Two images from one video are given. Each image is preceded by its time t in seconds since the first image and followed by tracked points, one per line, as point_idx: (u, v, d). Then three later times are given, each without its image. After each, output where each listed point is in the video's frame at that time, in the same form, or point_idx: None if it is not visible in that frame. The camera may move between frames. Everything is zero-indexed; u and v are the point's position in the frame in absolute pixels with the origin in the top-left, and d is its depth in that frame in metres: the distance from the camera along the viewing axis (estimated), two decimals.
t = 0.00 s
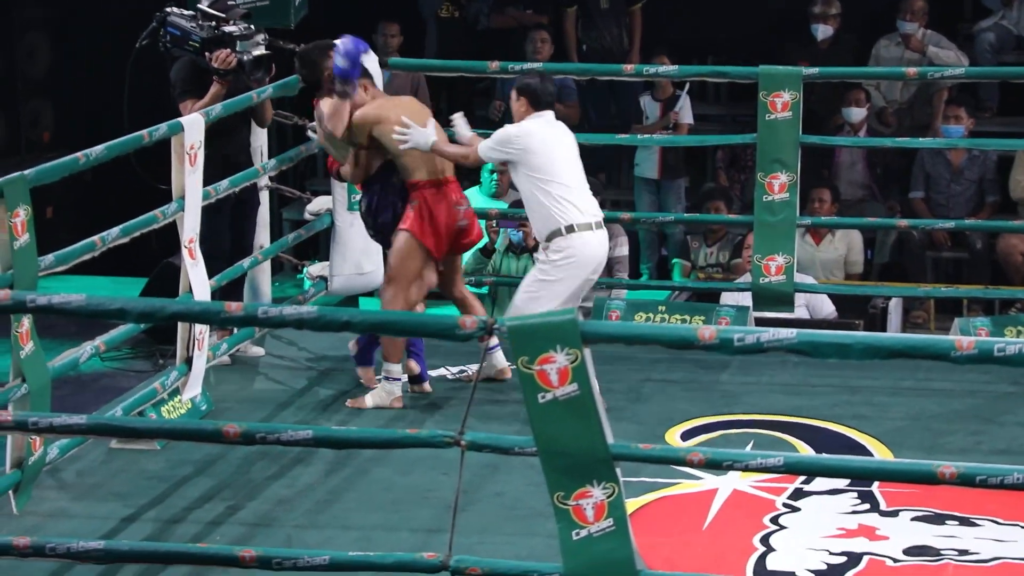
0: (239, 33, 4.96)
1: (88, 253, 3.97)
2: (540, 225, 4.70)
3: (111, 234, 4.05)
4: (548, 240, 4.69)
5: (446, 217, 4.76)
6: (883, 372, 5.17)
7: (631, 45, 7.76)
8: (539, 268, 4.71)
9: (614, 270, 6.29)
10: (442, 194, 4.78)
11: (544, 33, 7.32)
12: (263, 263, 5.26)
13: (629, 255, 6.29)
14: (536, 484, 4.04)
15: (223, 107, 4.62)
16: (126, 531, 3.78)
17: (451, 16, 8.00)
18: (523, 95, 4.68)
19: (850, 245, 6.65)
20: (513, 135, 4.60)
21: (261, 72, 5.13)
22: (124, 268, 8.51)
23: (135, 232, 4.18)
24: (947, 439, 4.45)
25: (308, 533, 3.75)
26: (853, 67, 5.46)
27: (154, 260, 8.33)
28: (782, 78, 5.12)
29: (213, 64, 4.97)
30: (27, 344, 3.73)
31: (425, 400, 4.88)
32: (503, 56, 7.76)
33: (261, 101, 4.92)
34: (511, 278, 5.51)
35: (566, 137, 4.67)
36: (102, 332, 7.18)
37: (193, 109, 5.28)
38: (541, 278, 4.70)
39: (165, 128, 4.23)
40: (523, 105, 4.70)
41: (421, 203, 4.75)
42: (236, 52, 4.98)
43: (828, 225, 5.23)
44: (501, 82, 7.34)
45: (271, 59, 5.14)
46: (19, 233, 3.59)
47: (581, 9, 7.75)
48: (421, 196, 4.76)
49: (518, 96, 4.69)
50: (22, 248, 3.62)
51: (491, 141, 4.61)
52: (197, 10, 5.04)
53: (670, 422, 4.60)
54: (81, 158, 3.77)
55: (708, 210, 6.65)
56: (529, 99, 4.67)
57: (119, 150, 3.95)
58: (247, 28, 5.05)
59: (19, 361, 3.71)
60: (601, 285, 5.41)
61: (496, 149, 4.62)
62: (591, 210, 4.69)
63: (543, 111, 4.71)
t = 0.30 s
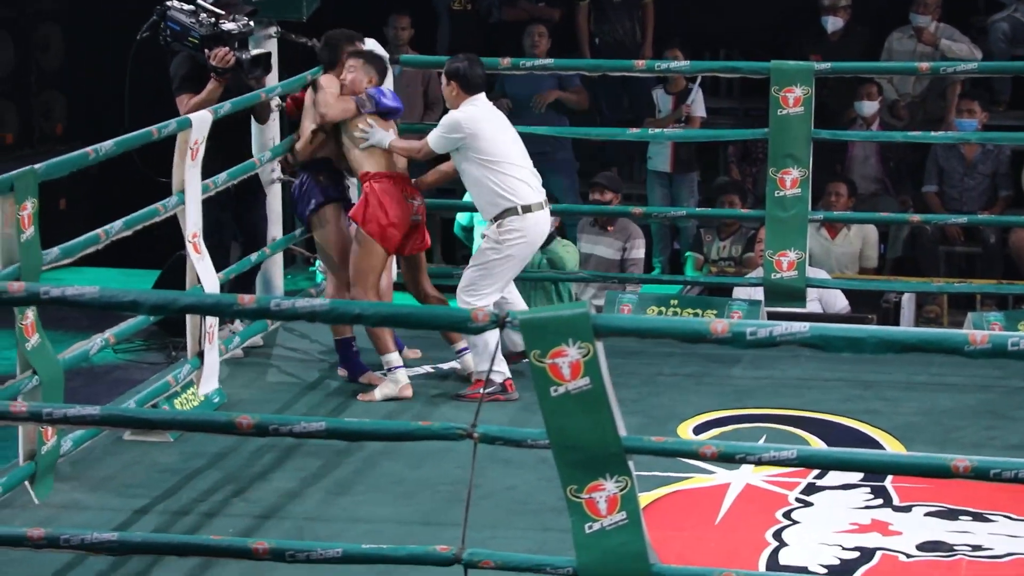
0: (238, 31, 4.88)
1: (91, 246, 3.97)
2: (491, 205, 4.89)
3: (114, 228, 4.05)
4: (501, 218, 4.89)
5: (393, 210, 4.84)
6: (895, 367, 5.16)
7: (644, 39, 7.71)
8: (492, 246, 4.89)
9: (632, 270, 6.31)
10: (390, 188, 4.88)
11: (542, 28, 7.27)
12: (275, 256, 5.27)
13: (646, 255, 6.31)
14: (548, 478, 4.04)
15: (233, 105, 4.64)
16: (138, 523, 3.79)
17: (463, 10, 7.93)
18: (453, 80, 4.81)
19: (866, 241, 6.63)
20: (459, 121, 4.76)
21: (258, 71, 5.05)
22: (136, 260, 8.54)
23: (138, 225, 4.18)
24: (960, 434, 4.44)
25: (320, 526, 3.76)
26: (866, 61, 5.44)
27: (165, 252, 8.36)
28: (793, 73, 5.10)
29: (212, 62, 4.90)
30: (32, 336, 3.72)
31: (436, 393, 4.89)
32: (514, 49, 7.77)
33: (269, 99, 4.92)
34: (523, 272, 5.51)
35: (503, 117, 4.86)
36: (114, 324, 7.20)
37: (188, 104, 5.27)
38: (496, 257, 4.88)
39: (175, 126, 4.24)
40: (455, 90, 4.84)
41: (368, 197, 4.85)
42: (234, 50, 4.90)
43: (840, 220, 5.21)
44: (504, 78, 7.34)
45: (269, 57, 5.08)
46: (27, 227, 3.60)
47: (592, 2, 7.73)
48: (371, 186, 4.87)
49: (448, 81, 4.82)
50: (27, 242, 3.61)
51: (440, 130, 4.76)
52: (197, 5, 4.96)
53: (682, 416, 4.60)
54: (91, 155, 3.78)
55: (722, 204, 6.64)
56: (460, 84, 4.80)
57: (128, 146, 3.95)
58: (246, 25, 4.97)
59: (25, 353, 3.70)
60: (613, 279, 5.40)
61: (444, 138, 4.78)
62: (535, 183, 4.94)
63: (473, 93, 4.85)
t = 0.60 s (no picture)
0: (273, 33, 4.94)
1: (140, 243, 4.00)
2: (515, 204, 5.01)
3: (163, 225, 4.08)
4: (525, 214, 5.01)
5: (410, 201, 4.95)
6: (942, 367, 5.12)
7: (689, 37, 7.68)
8: (520, 237, 5.02)
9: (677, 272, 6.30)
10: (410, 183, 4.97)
11: (566, 24, 7.33)
12: (319, 253, 5.30)
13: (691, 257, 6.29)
14: (591, 476, 4.04)
15: (278, 98, 4.68)
16: (183, 520, 3.82)
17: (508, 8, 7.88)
18: (468, 85, 4.83)
19: (916, 240, 6.56)
20: (492, 127, 4.83)
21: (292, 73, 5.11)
22: (182, 258, 8.62)
23: (186, 223, 4.21)
24: (1007, 434, 4.39)
25: (364, 523, 3.77)
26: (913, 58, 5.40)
27: (210, 249, 8.43)
28: (840, 70, 5.07)
29: (247, 63, 4.95)
30: (86, 333, 3.78)
31: (479, 391, 4.90)
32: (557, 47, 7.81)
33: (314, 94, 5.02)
34: (568, 269, 5.50)
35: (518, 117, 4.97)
36: (160, 321, 7.27)
37: (223, 103, 5.29)
38: (524, 246, 5.01)
39: (221, 121, 4.26)
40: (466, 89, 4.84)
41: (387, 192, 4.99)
42: (269, 52, 4.96)
43: (887, 218, 5.18)
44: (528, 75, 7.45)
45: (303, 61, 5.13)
46: (78, 224, 3.63)
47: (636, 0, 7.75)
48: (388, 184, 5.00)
49: (464, 87, 4.84)
50: (80, 239, 3.65)
51: (474, 137, 4.82)
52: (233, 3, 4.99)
53: (726, 415, 4.58)
54: (139, 150, 3.82)
55: (768, 203, 6.62)
56: (477, 88, 4.83)
57: (174, 141, 3.98)
58: (281, 27, 5.03)
59: (79, 349, 3.75)
60: (657, 277, 5.38)
61: (479, 145, 4.83)
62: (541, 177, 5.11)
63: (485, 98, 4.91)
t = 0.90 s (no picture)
0: (302, 66, 5.03)
1: (178, 277, 4.04)
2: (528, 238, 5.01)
3: (201, 260, 4.11)
4: (536, 247, 5.01)
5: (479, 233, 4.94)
6: (982, 403, 5.07)
7: (724, 70, 7.83)
8: (534, 271, 5.02)
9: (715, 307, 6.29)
10: (477, 216, 4.96)
11: (614, 58, 7.38)
12: (355, 288, 5.32)
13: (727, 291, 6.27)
14: (627, 512, 4.03)
15: (314, 133, 4.72)
16: (219, 554, 3.83)
17: (546, 41, 8.11)
18: (513, 111, 4.84)
19: (954, 275, 6.66)
20: (529, 162, 4.83)
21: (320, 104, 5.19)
22: (219, 292, 8.69)
23: (224, 257, 4.25)
24: None
25: (400, 558, 3.77)
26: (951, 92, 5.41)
27: (246, 283, 8.49)
28: (878, 105, 5.07)
29: (276, 95, 5.05)
30: (123, 367, 3.79)
31: (515, 426, 4.90)
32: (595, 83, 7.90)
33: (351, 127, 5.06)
34: (606, 304, 5.50)
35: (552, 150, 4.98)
36: (198, 355, 7.32)
37: (253, 136, 5.38)
38: (542, 281, 5.03)
39: (258, 156, 4.30)
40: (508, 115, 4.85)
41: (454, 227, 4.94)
42: (298, 85, 5.05)
43: (925, 253, 5.15)
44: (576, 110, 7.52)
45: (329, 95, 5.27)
46: (115, 258, 3.66)
47: (674, 36, 7.88)
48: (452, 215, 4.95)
49: (508, 111, 4.85)
50: (117, 273, 3.69)
51: (512, 171, 4.83)
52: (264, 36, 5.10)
53: (764, 451, 4.56)
54: (177, 185, 3.86)
55: (806, 238, 6.63)
56: (520, 113, 4.83)
57: (213, 176, 4.03)
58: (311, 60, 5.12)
59: (115, 384, 3.77)
60: (693, 312, 5.37)
61: (515, 179, 4.83)
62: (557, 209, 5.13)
63: (527, 124, 4.90)
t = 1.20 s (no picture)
0: (299, 89, 5.03)
1: (196, 298, 4.06)
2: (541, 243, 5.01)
3: (218, 281, 4.14)
4: (545, 258, 5.01)
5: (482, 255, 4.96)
6: (1000, 424, 5.05)
7: (741, 92, 7.98)
8: (545, 285, 5.02)
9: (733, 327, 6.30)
10: (476, 236, 4.98)
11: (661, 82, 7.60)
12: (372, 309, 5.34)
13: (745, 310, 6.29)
14: (644, 533, 4.02)
15: (332, 154, 4.74)
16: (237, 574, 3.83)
17: (563, 63, 8.17)
18: (540, 109, 4.90)
19: (974, 297, 6.68)
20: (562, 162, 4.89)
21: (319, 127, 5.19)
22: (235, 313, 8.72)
23: (241, 278, 4.27)
24: None
25: None
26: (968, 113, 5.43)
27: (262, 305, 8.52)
28: (895, 126, 5.07)
29: (272, 117, 5.10)
30: (140, 388, 3.81)
31: (531, 447, 4.89)
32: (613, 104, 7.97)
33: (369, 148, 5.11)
34: (624, 325, 5.50)
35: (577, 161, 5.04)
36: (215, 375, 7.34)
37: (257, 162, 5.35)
38: (556, 294, 5.03)
39: (276, 176, 4.32)
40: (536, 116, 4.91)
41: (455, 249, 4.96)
42: (294, 107, 5.09)
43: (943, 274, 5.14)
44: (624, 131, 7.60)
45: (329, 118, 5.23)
46: (133, 280, 3.68)
47: (689, 59, 7.94)
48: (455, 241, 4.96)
49: (535, 109, 4.91)
50: (135, 293, 3.71)
51: (546, 168, 4.87)
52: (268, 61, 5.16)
53: (782, 472, 4.55)
54: (196, 207, 3.88)
55: (823, 259, 6.65)
56: (548, 112, 4.89)
57: (232, 197, 4.05)
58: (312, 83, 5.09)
59: (132, 405, 3.79)
60: (711, 332, 5.37)
61: (549, 175, 4.87)
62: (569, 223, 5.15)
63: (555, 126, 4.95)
